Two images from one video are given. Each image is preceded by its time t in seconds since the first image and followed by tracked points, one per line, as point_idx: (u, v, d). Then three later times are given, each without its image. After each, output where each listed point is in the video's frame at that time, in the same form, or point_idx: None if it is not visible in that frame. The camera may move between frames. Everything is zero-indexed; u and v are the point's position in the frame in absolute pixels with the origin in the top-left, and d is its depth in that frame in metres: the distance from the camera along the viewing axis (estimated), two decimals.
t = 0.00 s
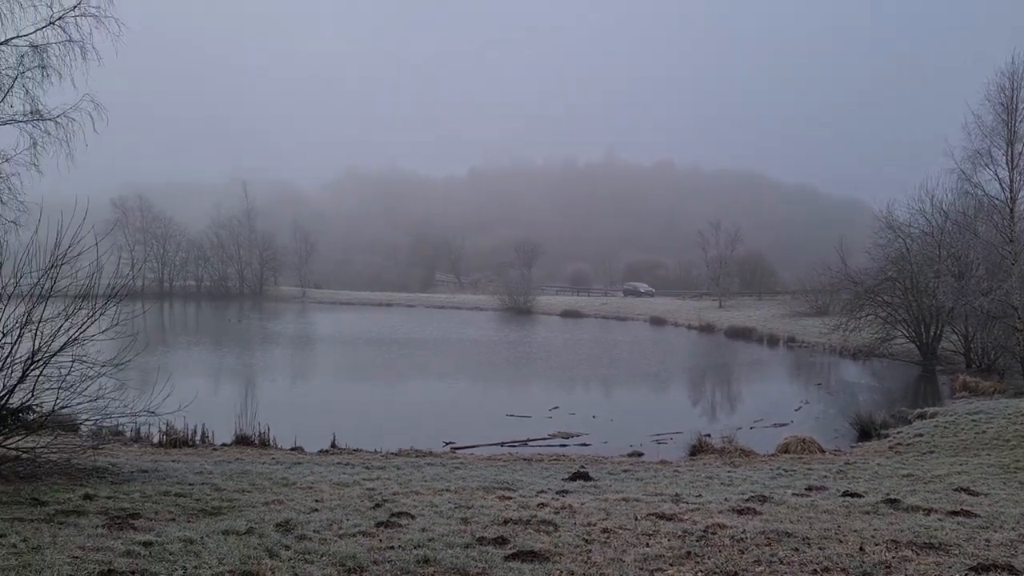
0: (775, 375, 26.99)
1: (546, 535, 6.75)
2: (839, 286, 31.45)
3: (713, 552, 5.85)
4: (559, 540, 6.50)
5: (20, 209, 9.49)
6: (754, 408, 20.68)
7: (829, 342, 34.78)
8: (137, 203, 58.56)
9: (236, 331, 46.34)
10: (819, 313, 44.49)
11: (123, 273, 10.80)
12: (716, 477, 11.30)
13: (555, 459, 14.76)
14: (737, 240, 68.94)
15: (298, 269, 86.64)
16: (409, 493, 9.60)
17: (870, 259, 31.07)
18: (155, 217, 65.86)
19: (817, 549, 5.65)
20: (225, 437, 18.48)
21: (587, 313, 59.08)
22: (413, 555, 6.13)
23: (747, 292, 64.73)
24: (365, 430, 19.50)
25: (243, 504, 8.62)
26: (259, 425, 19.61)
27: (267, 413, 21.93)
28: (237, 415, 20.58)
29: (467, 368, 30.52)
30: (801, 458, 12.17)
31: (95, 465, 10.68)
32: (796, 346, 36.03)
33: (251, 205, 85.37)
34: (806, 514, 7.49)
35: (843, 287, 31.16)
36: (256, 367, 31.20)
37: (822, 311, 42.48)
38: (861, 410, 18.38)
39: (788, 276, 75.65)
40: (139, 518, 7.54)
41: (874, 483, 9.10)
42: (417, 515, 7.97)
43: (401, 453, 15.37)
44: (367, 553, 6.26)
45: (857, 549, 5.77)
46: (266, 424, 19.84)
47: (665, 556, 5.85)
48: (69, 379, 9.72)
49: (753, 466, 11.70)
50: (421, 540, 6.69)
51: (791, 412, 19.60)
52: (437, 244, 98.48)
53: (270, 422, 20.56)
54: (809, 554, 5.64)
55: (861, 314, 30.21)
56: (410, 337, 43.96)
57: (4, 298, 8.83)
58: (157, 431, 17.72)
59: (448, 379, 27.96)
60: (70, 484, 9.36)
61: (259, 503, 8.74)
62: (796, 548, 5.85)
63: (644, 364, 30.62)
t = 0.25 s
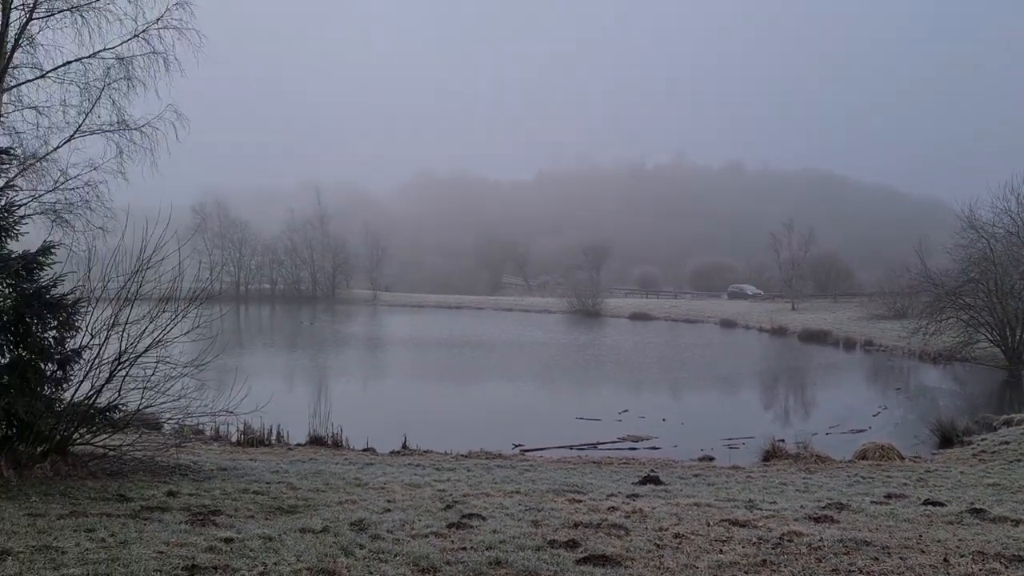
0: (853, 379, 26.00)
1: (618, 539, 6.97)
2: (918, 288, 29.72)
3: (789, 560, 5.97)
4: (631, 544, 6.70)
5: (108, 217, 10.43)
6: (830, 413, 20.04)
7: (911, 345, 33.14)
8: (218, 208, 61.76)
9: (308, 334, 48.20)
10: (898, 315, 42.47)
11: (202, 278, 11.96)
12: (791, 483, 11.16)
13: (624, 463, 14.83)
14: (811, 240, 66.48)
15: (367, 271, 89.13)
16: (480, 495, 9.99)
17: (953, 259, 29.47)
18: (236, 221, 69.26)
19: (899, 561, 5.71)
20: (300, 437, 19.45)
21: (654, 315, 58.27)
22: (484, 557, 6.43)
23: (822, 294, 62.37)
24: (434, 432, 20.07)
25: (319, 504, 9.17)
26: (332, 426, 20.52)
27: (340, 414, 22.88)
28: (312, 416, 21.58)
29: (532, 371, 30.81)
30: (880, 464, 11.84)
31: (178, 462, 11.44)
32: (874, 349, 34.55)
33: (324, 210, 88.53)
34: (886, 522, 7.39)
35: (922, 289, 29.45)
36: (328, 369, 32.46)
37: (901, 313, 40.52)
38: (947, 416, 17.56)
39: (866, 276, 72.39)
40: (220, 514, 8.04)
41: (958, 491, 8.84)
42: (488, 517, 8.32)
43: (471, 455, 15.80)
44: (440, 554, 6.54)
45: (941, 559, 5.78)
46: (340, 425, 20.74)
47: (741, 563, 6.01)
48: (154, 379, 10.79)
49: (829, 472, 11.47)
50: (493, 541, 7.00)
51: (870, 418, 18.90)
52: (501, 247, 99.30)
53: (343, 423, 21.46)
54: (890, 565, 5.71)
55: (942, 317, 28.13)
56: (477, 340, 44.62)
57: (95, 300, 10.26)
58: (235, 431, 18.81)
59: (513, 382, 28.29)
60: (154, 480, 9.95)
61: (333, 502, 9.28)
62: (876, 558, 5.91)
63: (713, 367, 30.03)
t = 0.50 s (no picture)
0: (912, 382, 25.16)
1: (670, 542, 7.11)
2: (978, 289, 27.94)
3: (847, 567, 6.05)
4: (684, 548, 6.82)
5: (167, 219, 10.97)
6: (888, 416, 19.50)
7: (973, 349, 31.81)
8: (274, 210, 63.63)
9: (359, 335, 49.35)
10: (957, 317, 40.78)
11: (257, 280, 12.46)
12: (846, 487, 11.02)
13: (675, 465, 14.81)
14: (868, 241, 64.35)
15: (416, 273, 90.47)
16: (530, 496, 10.23)
17: (1016, 260, 28.16)
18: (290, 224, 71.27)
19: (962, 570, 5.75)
20: (352, 438, 20.07)
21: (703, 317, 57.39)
22: (536, 558, 6.60)
23: (879, 295, 60.34)
24: (483, 433, 20.38)
25: (372, 504, 9.56)
26: (383, 426, 21.07)
27: (391, 415, 23.44)
28: (363, 417, 22.20)
29: (580, 373, 30.85)
30: (939, 469, 11.58)
31: (234, 460, 12.09)
32: (933, 352, 33.36)
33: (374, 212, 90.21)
34: (945, 528, 7.32)
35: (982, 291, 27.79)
36: (378, 370, 33.22)
37: (962, 315, 38.87)
38: (1013, 420, 16.90)
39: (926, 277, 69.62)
40: (274, 513, 8.38)
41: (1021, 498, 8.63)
42: (538, 519, 8.54)
43: (521, 456, 16.04)
44: (492, 556, 6.67)
45: (1005, 570, 5.81)
46: (391, 426, 21.28)
47: (799, 568, 6.12)
48: (211, 379, 11.19)
49: (886, 477, 11.27)
50: (544, 543, 7.19)
51: (930, 421, 18.33)
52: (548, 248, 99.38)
53: (394, 424, 22.00)
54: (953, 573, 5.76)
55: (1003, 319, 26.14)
56: (524, 341, 44.88)
57: (156, 301, 10.63)
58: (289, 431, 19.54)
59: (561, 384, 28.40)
60: (210, 478, 10.38)
61: (385, 503, 9.67)
62: (937, 566, 5.98)
63: (765, 369, 29.45)
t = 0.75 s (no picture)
0: (980, 386, 24.18)
1: (727, 546, 7.23)
2: None
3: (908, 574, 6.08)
4: (741, 553, 6.93)
5: (226, 222, 11.26)
6: (954, 421, 18.84)
7: None
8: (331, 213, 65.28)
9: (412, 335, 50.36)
10: None
11: (312, 281, 13.19)
12: (908, 492, 10.83)
13: (730, 468, 14.74)
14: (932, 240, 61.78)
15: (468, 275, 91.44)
16: (583, 497, 10.46)
17: None
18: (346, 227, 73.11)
19: None
20: (406, 437, 20.67)
21: (757, 318, 56.18)
22: (590, 561, 6.79)
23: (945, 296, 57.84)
24: (535, 434, 20.65)
25: (428, 503, 9.97)
26: (436, 426, 21.61)
27: (444, 415, 23.98)
28: (416, 417, 22.79)
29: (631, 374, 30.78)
30: (1007, 475, 11.26)
31: (291, 458, 12.84)
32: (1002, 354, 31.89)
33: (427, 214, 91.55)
34: (1012, 536, 7.22)
35: None
36: (431, 371, 33.91)
37: None
38: None
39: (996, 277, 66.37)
40: (331, 511, 8.89)
41: None
42: (593, 520, 8.77)
43: (574, 457, 16.24)
44: (545, 557, 6.93)
45: None
46: (444, 426, 21.80)
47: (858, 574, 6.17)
48: (267, 379, 12.07)
49: (949, 483, 11.03)
50: (599, 545, 7.41)
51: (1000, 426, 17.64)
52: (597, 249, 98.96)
53: (447, 424, 22.51)
54: None
55: None
56: (575, 342, 44.93)
57: (217, 302, 11.32)
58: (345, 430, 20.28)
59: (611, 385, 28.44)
60: (269, 476, 11.04)
61: (440, 502, 10.07)
62: None
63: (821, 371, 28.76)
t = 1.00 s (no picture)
0: None
1: (777, 550, 7.32)
2: None
3: None
4: (792, 557, 7.01)
5: (275, 225, 11.64)
6: (1015, 425, 18.22)
7: None
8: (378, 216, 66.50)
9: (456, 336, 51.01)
10: None
11: (360, 281, 13.58)
12: (965, 497, 10.63)
13: (779, 471, 14.64)
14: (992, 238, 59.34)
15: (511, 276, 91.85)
16: (629, 499, 10.63)
17: None
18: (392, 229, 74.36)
19: None
20: (452, 437, 21.12)
21: (807, 318, 54.89)
22: (639, 563, 6.97)
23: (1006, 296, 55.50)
24: (579, 435, 20.80)
25: (475, 503, 10.31)
26: (481, 426, 21.99)
27: (489, 415, 24.33)
28: (462, 417, 23.22)
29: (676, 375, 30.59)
30: None
31: (338, 456, 13.40)
32: None
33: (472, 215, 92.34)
34: None
35: None
36: (475, 371, 34.37)
37: None
38: None
39: None
40: (378, 510, 9.32)
41: None
42: (640, 522, 8.95)
43: (619, 458, 16.35)
44: (592, 558, 7.15)
45: None
46: (489, 426, 22.15)
47: None
48: (315, 379, 12.67)
49: (1007, 488, 10.78)
50: (647, 548, 7.58)
51: None
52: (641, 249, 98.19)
53: (492, 424, 22.87)
54: None
55: None
56: (618, 343, 44.78)
57: (266, 302, 12.04)
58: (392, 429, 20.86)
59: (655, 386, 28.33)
60: (317, 474, 11.56)
61: (486, 502, 10.40)
62: None
63: (874, 373, 28.03)
